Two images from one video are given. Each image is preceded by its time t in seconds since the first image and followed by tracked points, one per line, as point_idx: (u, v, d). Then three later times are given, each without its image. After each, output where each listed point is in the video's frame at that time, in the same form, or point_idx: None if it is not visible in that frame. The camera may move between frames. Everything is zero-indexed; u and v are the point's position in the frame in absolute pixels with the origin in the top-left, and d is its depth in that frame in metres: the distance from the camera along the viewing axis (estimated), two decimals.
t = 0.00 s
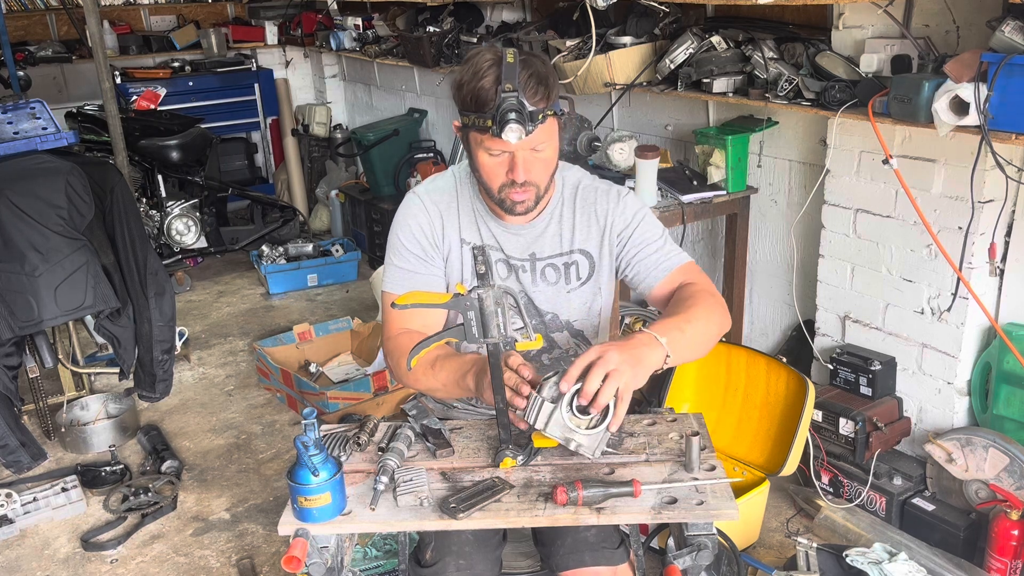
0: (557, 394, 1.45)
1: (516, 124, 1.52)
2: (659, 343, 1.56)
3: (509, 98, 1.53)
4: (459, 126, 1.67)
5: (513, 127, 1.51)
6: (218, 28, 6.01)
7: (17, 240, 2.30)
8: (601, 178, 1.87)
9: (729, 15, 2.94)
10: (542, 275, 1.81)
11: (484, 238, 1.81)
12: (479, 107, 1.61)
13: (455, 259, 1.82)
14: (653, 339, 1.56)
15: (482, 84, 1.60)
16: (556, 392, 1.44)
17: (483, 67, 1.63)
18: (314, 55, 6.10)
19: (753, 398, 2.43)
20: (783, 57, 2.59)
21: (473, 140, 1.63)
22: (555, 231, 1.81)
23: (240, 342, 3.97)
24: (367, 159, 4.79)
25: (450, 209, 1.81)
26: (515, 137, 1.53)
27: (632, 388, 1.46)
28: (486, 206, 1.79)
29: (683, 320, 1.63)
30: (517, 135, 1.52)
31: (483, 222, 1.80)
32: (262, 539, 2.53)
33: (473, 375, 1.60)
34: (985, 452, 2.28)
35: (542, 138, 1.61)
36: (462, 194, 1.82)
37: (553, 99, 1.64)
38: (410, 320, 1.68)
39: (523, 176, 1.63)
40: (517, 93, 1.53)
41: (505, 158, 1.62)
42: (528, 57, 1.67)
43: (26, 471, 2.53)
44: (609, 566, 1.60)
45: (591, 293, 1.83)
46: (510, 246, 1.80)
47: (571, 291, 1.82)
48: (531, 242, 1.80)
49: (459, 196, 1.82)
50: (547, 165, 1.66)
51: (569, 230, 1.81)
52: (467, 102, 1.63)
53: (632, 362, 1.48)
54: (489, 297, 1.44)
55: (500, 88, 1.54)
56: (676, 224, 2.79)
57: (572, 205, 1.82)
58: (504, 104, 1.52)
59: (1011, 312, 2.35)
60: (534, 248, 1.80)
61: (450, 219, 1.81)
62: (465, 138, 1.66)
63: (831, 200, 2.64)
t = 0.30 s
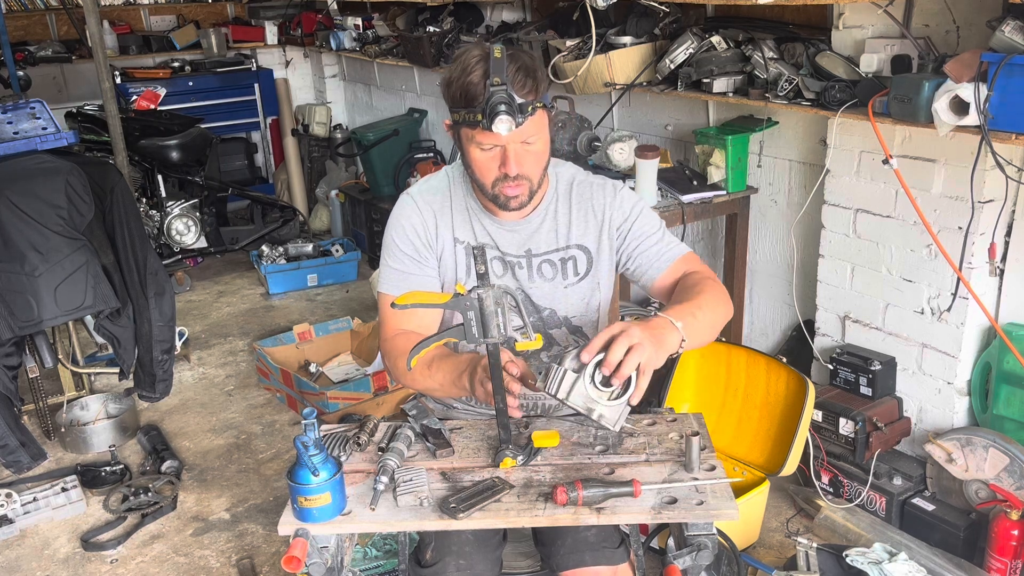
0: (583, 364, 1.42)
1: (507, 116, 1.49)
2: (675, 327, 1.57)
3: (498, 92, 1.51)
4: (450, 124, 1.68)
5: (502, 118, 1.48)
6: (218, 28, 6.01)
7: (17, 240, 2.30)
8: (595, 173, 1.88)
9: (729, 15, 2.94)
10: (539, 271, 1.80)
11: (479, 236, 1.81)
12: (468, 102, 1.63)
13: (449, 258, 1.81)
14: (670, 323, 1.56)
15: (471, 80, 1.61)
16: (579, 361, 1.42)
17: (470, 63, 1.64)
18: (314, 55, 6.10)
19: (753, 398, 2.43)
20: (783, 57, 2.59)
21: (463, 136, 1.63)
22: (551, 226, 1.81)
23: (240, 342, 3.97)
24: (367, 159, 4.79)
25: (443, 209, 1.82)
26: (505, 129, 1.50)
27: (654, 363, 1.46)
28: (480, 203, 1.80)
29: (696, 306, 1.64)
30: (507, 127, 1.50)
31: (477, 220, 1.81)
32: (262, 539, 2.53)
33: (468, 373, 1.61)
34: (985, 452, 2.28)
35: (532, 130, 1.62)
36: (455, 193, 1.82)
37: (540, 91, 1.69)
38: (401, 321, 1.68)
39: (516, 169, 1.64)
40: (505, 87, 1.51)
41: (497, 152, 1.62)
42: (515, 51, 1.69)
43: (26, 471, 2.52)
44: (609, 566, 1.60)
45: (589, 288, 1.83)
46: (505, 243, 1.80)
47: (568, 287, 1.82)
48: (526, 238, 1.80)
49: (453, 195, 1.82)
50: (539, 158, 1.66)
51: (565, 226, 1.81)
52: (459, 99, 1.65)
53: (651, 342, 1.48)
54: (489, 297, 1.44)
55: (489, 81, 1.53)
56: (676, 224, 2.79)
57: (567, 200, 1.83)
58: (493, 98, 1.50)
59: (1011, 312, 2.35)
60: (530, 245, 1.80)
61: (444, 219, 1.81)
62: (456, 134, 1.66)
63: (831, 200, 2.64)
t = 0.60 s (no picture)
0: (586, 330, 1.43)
1: (510, 107, 1.49)
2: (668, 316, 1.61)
3: (499, 87, 1.52)
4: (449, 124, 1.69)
5: (506, 110, 1.49)
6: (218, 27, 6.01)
7: (17, 240, 2.30)
8: (596, 173, 1.87)
9: (729, 15, 2.94)
10: (538, 269, 1.80)
11: (478, 235, 1.80)
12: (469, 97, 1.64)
13: (447, 257, 1.81)
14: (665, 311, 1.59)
15: (471, 76, 1.63)
16: (585, 326, 1.42)
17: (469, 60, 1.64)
18: (314, 55, 6.10)
19: (753, 398, 2.44)
20: (783, 57, 2.59)
21: (464, 133, 1.64)
22: (550, 225, 1.81)
23: (240, 342, 3.97)
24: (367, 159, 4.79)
25: (441, 208, 1.81)
26: (508, 120, 1.50)
27: (651, 344, 1.49)
28: (478, 202, 1.80)
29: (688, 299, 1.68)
30: (510, 118, 1.50)
31: (475, 218, 1.80)
32: (262, 539, 2.53)
33: (474, 360, 1.62)
34: (985, 452, 2.28)
35: (533, 124, 1.62)
36: (452, 192, 1.82)
37: (537, 86, 1.70)
38: (394, 317, 1.69)
39: (518, 164, 1.64)
40: (504, 82, 1.52)
41: (500, 147, 1.63)
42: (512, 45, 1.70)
43: (26, 471, 2.52)
44: (609, 566, 1.60)
45: (588, 287, 1.83)
46: (504, 241, 1.79)
47: (568, 285, 1.82)
48: (525, 236, 1.80)
49: (450, 194, 1.82)
50: (540, 152, 1.66)
51: (564, 224, 1.81)
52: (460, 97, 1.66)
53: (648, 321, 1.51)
54: (489, 297, 1.44)
55: (489, 77, 1.55)
56: (676, 224, 2.79)
57: (567, 199, 1.82)
58: (495, 92, 1.51)
59: (1011, 312, 2.35)
60: (530, 243, 1.80)
61: (441, 218, 1.80)
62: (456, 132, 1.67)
63: (831, 200, 2.64)
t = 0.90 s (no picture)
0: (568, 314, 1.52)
1: (529, 103, 1.52)
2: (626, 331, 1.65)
3: (518, 82, 1.55)
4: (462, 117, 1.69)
5: (525, 105, 1.51)
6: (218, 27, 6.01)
7: (17, 240, 2.30)
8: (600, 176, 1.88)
9: (729, 15, 2.94)
10: (542, 267, 1.80)
11: (482, 232, 1.80)
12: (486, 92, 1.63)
13: (449, 255, 1.80)
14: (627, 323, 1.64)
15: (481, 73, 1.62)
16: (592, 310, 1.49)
17: (486, 54, 1.66)
18: (314, 55, 6.10)
19: (753, 399, 2.44)
20: (783, 57, 2.59)
21: (478, 125, 1.65)
22: (555, 224, 1.81)
23: (240, 342, 3.97)
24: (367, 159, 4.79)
25: (445, 204, 1.81)
26: (527, 115, 1.52)
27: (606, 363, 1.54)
28: (483, 198, 1.80)
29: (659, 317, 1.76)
30: (529, 113, 1.52)
31: (481, 216, 1.80)
32: (262, 539, 2.53)
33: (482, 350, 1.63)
34: (985, 452, 2.28)
35: (547, 123, 1.62)
36: (457, 189, 1.82)
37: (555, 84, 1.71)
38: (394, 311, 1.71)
39: (531, 159, 1.64)
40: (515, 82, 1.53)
41: (513, 142, 1.63)
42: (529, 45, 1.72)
43: (26, 471, 2.52)
44: (609, 566, 1.60)
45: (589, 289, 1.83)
46: (508, 238, 1.79)
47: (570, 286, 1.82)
48: (530, 234, 1.80)
49: (455, 190, 1.82)
50: (552, 150, 1.67)
51: (569, 224, 1.81)
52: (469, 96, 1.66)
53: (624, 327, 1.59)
54: (489, 297, 1.44)
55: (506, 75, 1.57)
56: (676, 224, 2.78)
57: (572, 200, 1.83)
58: (514, 87, 1.54)
59: (1011, 312, 2.35)
60: (534, 241, 1.80)
61: (446, 214, 1.80)
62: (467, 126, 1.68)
63: (831, 200, 2.64)
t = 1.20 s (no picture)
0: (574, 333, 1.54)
1: (565, 107, 1.50)
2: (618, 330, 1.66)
3: (554, 84, 1.53)
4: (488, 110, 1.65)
5: (562, 109, 1.49)
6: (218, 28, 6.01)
7: (17, 240, 2.30)
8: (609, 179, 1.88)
9: (729, 15, 2.94)
10: (544, 268, 1.81)
11: (487, 227, 1.80)
12: (522, 88, 1.58)
13: (452, 246, 1.80)
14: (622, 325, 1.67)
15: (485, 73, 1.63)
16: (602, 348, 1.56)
17: (526, 52, 1.60)
18: (314, 55, 6.10)
19: (753, 399, 2.44)
20: (783, 58, 2.59)
21: (505, 121, 1.62)
22: (562, 225, 1.81)
23: (240, 342, 3.97)
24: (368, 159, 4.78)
25: (454, 194, 1.80)
26: (563, 119, 1.51)
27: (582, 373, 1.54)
28: (493, 193, 1.79)
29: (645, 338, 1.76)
30: (565, 117, 1.51)
31: (488, 210, 1.80)
32: (262, 539, 2.53)
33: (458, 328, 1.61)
34: (985, 452, 2.28)
35: (576, 129, 1.61)
36: (467, 180, 1.81)
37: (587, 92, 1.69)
38: (381, 283, 1.71)
39: (554, 162, 1.63)
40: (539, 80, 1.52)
41: (539, 142, 1.62)
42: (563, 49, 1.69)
43: (26, 471, 2.52)
44: (609, 566, 1.60)
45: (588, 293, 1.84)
46: (514, 235, 1.80)
47: (571, 288, 1.83)
48: (536, 233, 1.80)
49: (466, 181, 1.81)
50: (576, 153, 1.66)
51: (575, 226, 1.81)
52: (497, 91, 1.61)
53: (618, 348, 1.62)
54: (489, 297, 1.44)
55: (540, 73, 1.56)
56: (676, 224, 2.78)
57: (581, 202, 1.83)
58: (551, 88, 1.52)
59: (1011, 312, 2.35)
60: (539, 240, 1.80)
61: (454, 205, 1.79)
62: (493, 119, 1.65)
63: (831, 200, 2.64)
